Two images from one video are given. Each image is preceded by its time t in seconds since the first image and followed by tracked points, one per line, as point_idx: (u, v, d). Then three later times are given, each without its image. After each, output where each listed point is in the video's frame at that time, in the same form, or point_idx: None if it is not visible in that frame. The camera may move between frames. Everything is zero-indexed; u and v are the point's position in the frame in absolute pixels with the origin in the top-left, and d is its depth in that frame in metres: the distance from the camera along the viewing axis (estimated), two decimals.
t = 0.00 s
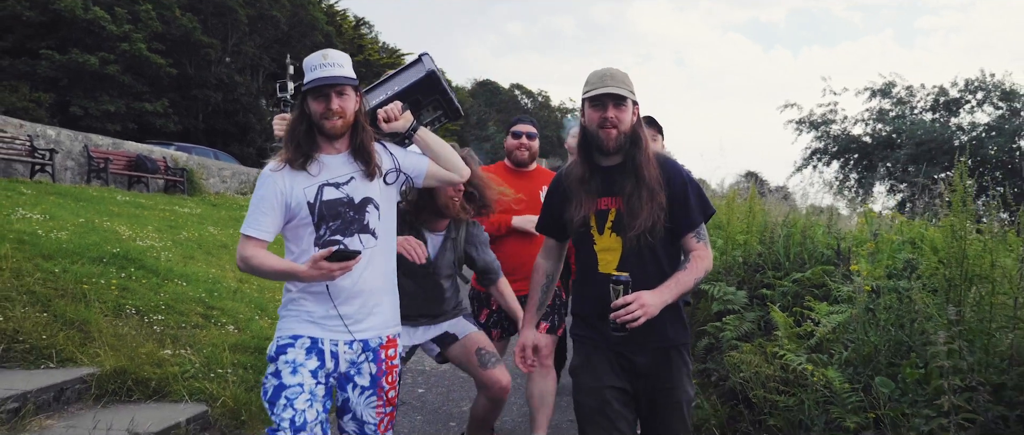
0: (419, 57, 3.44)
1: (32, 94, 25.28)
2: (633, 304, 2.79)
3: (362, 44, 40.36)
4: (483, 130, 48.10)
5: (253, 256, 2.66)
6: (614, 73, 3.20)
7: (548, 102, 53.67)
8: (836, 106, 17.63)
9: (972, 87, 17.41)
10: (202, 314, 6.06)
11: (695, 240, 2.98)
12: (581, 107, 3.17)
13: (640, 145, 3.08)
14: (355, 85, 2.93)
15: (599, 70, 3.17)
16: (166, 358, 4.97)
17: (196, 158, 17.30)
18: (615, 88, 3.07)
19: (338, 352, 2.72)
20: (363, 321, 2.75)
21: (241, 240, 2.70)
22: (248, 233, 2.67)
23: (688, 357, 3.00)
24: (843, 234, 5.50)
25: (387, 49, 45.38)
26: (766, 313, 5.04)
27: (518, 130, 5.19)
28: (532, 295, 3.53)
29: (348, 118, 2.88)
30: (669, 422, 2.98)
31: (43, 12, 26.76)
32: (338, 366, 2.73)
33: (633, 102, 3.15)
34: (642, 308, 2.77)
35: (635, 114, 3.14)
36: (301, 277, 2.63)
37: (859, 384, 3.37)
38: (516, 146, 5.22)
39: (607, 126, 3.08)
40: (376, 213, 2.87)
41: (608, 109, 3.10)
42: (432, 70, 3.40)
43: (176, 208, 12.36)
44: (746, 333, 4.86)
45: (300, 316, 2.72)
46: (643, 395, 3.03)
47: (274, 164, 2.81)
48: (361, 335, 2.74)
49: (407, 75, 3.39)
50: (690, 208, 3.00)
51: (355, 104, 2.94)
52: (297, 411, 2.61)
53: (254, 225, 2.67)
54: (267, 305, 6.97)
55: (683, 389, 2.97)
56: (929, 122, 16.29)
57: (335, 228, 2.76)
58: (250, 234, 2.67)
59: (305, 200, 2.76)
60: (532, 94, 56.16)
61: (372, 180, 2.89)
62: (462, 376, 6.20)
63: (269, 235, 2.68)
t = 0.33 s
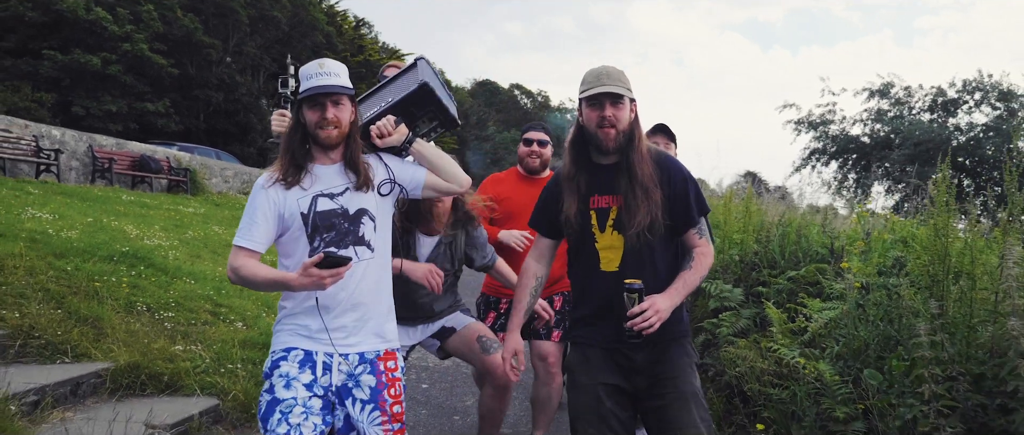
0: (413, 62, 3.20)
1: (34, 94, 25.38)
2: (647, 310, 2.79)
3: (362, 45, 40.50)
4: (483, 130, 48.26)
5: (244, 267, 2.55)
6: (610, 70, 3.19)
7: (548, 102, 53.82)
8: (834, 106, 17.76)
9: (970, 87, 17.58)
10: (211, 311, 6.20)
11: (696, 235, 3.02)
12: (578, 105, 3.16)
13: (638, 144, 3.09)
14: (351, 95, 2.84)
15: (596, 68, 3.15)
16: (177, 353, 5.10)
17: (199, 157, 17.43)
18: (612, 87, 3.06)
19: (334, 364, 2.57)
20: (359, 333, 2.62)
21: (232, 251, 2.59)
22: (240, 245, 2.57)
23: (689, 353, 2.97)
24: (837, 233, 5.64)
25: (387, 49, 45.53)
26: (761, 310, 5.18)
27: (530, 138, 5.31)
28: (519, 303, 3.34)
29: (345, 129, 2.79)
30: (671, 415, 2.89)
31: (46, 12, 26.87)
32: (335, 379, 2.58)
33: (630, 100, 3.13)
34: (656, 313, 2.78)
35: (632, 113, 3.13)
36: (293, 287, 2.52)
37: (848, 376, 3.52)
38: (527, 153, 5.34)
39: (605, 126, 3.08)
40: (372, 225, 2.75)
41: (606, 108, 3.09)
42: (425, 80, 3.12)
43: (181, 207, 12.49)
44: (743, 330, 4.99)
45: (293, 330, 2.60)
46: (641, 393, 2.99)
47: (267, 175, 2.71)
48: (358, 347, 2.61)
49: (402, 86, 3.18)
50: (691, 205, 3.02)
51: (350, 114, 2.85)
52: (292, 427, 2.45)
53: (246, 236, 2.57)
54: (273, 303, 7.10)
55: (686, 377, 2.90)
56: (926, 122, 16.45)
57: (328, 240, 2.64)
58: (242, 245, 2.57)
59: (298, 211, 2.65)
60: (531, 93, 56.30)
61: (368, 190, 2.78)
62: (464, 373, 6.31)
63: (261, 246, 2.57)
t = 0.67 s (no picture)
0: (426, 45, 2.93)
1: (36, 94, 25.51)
2: (658, 299, 2.80)
3: (362, 45, 40.64)
4: (483, 130, 48.42)
5: (251, 252, 2.48)
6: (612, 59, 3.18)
7: (547, 102, 53.96)
8: (833, 107, 17.89)
9: (967, 88, 17.74)
10: (219, 308, 6.34)
11: (698, 221, 3.01)
12: (579, 92, 3.15)
13: (639, 132, 3.09)
14: (356, 78, 2.73)
15: (598, 55, 3.14)
16: (187, 348, 5.24)
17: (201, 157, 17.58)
18: (614, 74, 3.05)
19: (347, 353, 2.54)
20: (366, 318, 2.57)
21: (237, 236, 2.51)
22: (245, 229, 2.49)
23: (680, 340, 2.98)
24: (831, 232, 5.78)
25: (387, 49, 45.66)
26: (756, 306, 5.33)
27: (536, 126, 5.42)
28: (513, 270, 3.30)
29: (349, 113, 2.69)
30: (653, 396, 2.94)
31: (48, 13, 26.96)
32: (347, 366, 2.55)
33: (632, 87, 3.13)
34: (667, 302, 2.79)
35: (634, 101, 3.12)
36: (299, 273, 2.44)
37: (839, 369, 3.66)
38: (533, 140, 5.46)
39: (607, 113, 3.07)
40: (377, 210, 2.65)
41: (608, 95, 3.08)
42: (434, 63, 2.85)
43: (185, 207, 12.63)
44: (738, 326, 5.13)
45: (299, 321, 2.54)
46: (632, 377, 3.05)
47: (269, 159, 2.60)
48: (368, 333, 2.57)
49: (411, 69, 2.90)
50: (693, 192, 3.01)
51: (355, 98, 2.74)
52: (308, 429, 2.49)
53: (249, 219, 2.49)
54: (279, 300, 7.23)
55: (671, 361, 2.93)
56: (924, 123, 16.60)
57: (333, 225, 2.55)
58: (247, 229, 2.49)
59: (302, 194, 2.55)
60: (531, 93, 56.41)
61: (373, 174, 2.68)
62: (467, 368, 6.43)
63: (266, 230, 2.49)
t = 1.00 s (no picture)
0: (434, 34, 3.20)
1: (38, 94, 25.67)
2: (662, 298, 2.85)
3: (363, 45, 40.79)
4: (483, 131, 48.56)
5: (265, 245, 2.54)
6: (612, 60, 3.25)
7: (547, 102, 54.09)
8: (831, 107, 18.02)
9: (964, 89, 17.89)
10: (227, 305, 6.49)
11: (701, 220, 3.08)
12: (580, 94, 3.22)
13: (639, 133, 3.15)
14: (368, 68, 2.80)
15: (599, 56, 3.21)
16: (196, 342, 5.39)
17: (204, 157, 17.72)
18: (614, 75, 3.11)
19: (355, 347, 2.59)
20: (377, 312, 2.62)
21: (252, 228, 2.58)
22: (260, 221, 2.55)
23: (673, 348, 3.03)
24: (823, 230, 5.94)
25: (387, 50, 45.80)
26: (750, 302, 5.49)
27: (537, 120, 5.62)
28: (507, 251, 3.31)
29: (362, 104, 2.76)
30: (642, 407, 2.99)
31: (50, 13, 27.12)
32: (356, 361, 2.60)
33: (632, 89, 3.19)
34: (670, 301, 2.84)
35: (633, 102, 3.19)
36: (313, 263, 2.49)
37: (828, 360, 3.83)
38: (536, 135, 5.64)
39: (607, 114, 3.14)
40: (390, 200, 2.72)
41: (608, 97, 3.15)
42: (444, 50, 3.09)
43: (189, 206, 12.77)
44: (733, 321, 5.29)
45: (312, 315, 2.61)
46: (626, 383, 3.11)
47: (281, 150, 2.67)
48: (377, 326, 2.61)
49: (421, 57, 3.14)
50: (693, 193, 3.05)
51: (367, 88, 2.81)
52: (318, 420, 2.58)
53: (263, 211, 2.56)
54: (284, 298, 7.39)
55: (662, 375, 2.98)
56: (921, 123, 16.76)
57: (346, 215, 2.61)
58: (262, 221, 2.56)
59: (315, 186, 2.62)
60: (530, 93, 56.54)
61: (385, 164, 2.75)
62: (469, 364, 6.58)
63: (280, 222, 2.56)
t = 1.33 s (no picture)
0: (439, 38, 3.36)
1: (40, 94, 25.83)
2: (658, 303, 2.94)
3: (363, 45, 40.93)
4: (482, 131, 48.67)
5: (282, 257, 2.63)
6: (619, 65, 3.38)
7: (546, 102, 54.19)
8: (829, 108, 18.14)
9: (961, 89, 18.01)
10: (235, 301, 6.65)
11: (702, 229, 3.17)
12: (586, 97, 3.35)
13: (642, 137, 3.27)
14: (382, 78, 2.93)
15: (605, 61, 3.33)
16: (206, 337, 5.55)
17: (206, 157, 17.86)
18: (619, 79, 3.24)
19: (370, 360, 2.66)
20: (391, 324, 2.69)
21: (269, 242, 2.67)
22: (278, 235, 2.64)
23: (665, 357, 3.10)
24: (815, 228, 6.10)
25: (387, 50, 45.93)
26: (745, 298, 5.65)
27: (538, 128, 5.78)
28: (508, 258, 3.46)
29: (375, 115, 2.88)
30: (627, 412, 3.04)
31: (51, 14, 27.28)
32: (371, 374, 2.67)
33: (637, 94, 3.32)
34: (665, 306, 2.94)
35: (638, 107, 3.31)
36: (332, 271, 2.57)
37: (817, 352, 3.98)
38: (537, 143, 5.79)
39: (611, 117, 3.26)
40: (405, 212, 2.82)
41: (613, 101, 3.27)
42: (453, 59, 3.23)
43: (191, 205, 12.92)
44: (728, 316, 5.45)
45: (328, 328, 2.68)
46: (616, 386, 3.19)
47: (298, 166, 2.78)
48: (390, 338, 2.67)
49: (431, 63, 3.29)
50: (694, 199, 3.15)
51: (381, 99, 2.94)
52: (331, 432, 2.65)
53: (280, 225, 2.65)
54: (289, 295, 7.54)
55: (651, 380, 3.04)
56: (918, 123, 16.88)
57: (362, 226, 2.71)
58: (279, 234, 2.65)
59: (332, 198, 2.73)
60: (529, 93, 56.67)
61: (401, 177, 2.86)
62: (472, 361, 6.73)
63: (297, 234, 2.65)
